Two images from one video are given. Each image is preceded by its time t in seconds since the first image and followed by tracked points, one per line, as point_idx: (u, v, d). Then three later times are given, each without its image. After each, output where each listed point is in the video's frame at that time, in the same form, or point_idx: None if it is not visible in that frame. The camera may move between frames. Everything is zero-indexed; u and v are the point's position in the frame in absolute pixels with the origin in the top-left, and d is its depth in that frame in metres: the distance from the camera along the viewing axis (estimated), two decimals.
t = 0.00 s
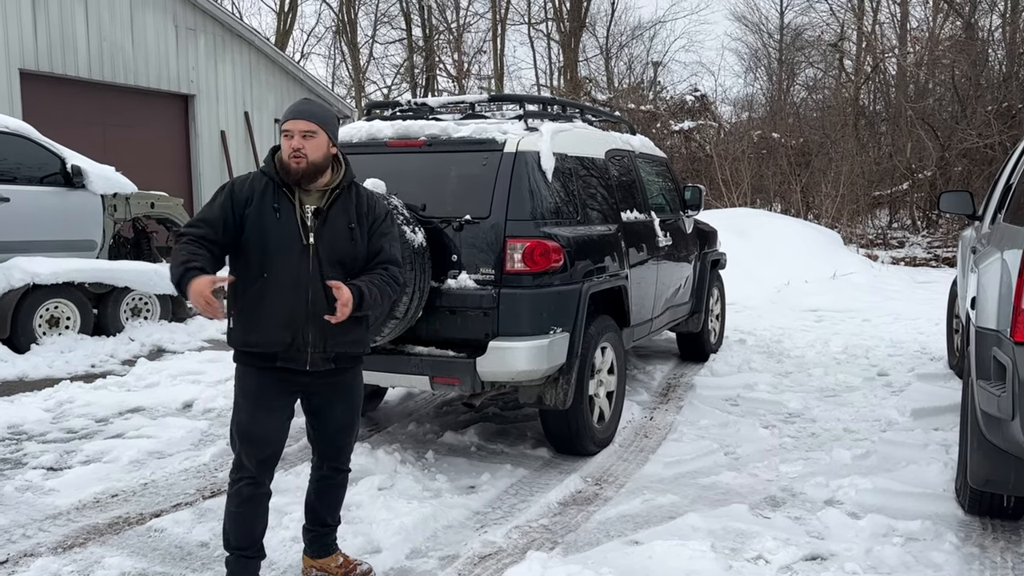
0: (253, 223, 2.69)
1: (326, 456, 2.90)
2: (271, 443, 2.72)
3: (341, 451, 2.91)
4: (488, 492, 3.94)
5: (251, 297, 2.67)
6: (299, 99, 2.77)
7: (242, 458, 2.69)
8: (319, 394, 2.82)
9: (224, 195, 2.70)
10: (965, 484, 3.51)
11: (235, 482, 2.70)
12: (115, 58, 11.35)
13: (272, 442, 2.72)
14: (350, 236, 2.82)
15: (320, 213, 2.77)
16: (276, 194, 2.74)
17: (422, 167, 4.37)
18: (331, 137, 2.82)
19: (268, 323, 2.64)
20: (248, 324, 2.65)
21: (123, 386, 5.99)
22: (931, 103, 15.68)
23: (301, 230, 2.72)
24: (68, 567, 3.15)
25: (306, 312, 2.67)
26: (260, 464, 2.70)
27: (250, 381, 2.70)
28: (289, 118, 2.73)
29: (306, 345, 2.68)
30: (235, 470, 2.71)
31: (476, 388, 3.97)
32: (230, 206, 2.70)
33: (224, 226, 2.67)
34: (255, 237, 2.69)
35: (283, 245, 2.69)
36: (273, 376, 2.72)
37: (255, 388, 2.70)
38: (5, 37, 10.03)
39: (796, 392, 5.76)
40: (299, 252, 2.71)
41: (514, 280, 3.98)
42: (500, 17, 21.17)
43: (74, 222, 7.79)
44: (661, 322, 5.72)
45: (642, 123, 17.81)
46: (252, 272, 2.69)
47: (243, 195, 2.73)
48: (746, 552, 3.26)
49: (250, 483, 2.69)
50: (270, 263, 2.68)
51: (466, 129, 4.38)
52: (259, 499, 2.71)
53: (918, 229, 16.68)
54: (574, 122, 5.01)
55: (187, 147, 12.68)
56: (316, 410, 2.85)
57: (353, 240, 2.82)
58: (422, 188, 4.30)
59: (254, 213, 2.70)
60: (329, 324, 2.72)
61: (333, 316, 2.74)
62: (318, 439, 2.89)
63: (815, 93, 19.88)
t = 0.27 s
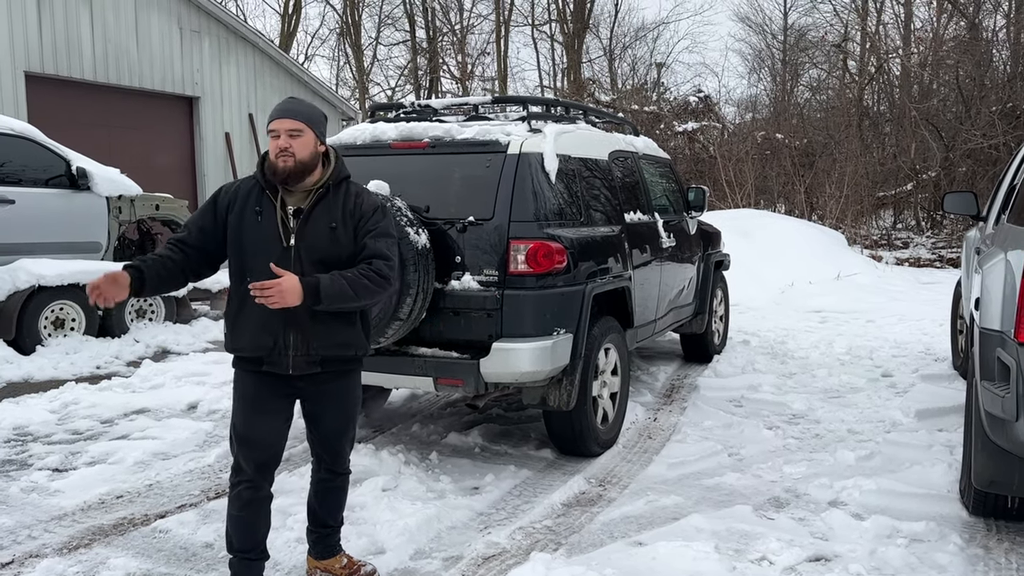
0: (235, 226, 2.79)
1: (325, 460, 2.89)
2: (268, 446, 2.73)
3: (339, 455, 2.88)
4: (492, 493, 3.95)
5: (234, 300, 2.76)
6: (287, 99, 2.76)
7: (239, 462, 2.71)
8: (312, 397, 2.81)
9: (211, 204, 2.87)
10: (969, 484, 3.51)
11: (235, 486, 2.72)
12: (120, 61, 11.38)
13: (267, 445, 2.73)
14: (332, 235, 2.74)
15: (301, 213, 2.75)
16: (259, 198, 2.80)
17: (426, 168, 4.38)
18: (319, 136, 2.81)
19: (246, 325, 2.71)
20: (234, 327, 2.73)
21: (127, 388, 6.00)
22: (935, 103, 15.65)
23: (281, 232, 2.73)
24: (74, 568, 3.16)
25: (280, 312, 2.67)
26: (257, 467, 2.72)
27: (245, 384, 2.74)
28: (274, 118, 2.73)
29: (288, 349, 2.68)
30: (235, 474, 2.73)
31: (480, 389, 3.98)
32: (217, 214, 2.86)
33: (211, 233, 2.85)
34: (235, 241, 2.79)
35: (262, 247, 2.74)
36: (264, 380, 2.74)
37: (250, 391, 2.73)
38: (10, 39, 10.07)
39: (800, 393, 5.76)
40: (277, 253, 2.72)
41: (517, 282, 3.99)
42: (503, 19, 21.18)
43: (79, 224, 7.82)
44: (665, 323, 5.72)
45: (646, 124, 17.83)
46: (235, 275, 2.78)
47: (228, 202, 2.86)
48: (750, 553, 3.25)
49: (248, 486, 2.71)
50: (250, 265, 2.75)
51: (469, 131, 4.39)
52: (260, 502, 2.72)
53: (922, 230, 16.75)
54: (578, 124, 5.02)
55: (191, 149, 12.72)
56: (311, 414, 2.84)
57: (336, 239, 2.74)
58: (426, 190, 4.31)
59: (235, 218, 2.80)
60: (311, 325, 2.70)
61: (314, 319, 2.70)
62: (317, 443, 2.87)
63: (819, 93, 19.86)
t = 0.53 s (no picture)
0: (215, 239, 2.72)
1: (322, 466, 2.88)
2: (263, 457, 2.72)
3: (337, 461, 2.88)
4: (497, 495, 3.95)
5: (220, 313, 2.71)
6: (264, 101, 2.70)
7: (235, 474, 2.71)
8: (304, 406, 2.80)
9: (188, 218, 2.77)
10: (975, 486, 3.50)
11: (232, 497, 2.72)
12: (125, 63, 11.43)
13: (264, 456, 2.72)
14: (317, 240, 2.71)
15: (284, 219, 2.70)
16: (236, 207, 2.73)
17: (431, 170, 4.39)
18: (296, 138, 2.76)
19: (235, 341, 2.68)
20: (222, 341, 2.71)
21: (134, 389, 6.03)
22: (941, 103, 15.59)
23: (263, 240, 2.68)
24: (81, 569, 3.18)
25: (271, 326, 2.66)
26: (253, 478, 2.71)
27: (237, 396, 2.73)
28: (250, 122, 2.67)
29: (277, 359, 2.67)
30: (231, 486, 2.73)
31: (485, 390, 3.98)
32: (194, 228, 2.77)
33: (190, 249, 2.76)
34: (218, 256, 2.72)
35: (246, 258, 2.68)
36: (256, 391, 2.73)
37: (243, 403, 2.72)
38: (16, 41, 10.12)
39: (805, 394, 5.76)
40: (261, 263, 2.68)
41: (523, 283, 3.99)
42: (508, 20, 21.21)
43: (85, 225, 7.84)
44: (670, 324, 5.72)
45: (650, 125, 17.84)
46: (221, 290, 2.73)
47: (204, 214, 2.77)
48: (756, 554, 3.25)
49: (246, 498, 2.70)
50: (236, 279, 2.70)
51: (474, 133, 4.40)
52: (258, 512, 2.72)
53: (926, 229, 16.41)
54: (582, 125, 5.02)
55: (197, 151, 12.75)
56: (305, 422, 2.83)
57: (322, 244, 2.71)
58: (431, 192, 4.32)
59: (214, 230, 2.72)
60: (302, 335, 2.69)
61: (303, 327, 2.70)
62: (313, 451, 2.86)
63: (825, 94, 19.82)
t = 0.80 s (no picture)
0: (194, 247, 2.63)
1: (321, 467, 2.89)
2: (259, 462, 2.72)
3: (335, 459, 2.89)
4: (502, 495, 3.96)
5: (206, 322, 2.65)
6: (233, 100, 2.68)
7: (233, 479, 2.70)
8: (298, 407, 2.81)
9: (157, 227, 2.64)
10: (981, 487, 3.49)
11: (231, 503, 2.71)
12: (131, 64, 11.48)
13: (260, 461, 2.72)
14: (300, 239, 2.73)
15: (263, 220, 2.69)
16: (210, 211, 2.66)
17: (435, 171, 4.40)
18: (266, 138, 2.75)
19: (226, 350, 2.64)
20: (209, 352, 2.65)
21: (140, 390, 6.05)
22: (947, 103, 15.53)
23: (246, 244, 2.65)
24: (87, 569, 3.19)
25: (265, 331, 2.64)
26: (252, 483, 2.71)
27: (228, 404, 2.70)
28: (222, 124, 2.65)
29: (271, 364, 2.67)
30: (228, 492, 2.72)
31: (489, 391, 3.99)
32: (164, 237, 2.64)
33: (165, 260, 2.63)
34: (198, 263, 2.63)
35: (230, 263, 2.63)
36: (249, 398, 2.71)
37: (236, 410, 2.70)
38: (23, 43, 10.17)
39: (811, 395, 5.75)
40: (247, 267, 2.65)
41: (526, 284, 3.99)
42: (513, 21, 21.21)
43: (91, 227, 7.88)
44: (674, 325, 5.71)
45: (655, 125, 17.83)
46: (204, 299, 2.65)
47: (174, 222, 2.65)
48: (761, 556, 3.25)
49: (245, 503, 2.70)
50: (221, 287, 2.64)
51: (479, 134, 4.41)
52: (257, 516, 2.72)
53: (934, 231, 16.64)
54: (587, 126, 5.02)
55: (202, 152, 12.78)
56: (299, 423, 2.84)
57: (304, 243, 2.73)
58: (436, 193, 4.33)
59: (190, 239, 2.63)
60: (294, 337, 2.70)
61: (295, 330, 2.70)
62: (309, 451, 2.87)
63: (830, 94, 19.78)
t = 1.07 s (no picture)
0: (192, 247, 2.59)
1: (329, 463, 2.85)
2: (262, 460, 2.71)
3: (343, 454, 2.86)
4: (506, 495, 3.96)
5: (207, 324, 2.63)
6: (223, 100, 2.67)
7: (235, 480, 2.67)
8: (300, 404, 2.83)
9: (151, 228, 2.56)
10: (986, 488, 3.48)
11: (232, 503, 2.69)
12: (136, 65, 11.52)
13: (264, 460, 2.71)
14: (296, 237, 2.78)
15: (259, 219, 2.71)
16: (205, 210, 2.63)
17: (440, 172, 4.41)
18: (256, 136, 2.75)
19: (231, 351, 2.63)
20: (213, 353, 2.63)
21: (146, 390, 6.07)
22: (953, 103, 15.46)
23: (246, 244, 2.67)
24: (94, 568, 3.21)
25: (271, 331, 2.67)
26: (255, 482, 2.69)
27: (227, 405, 2.68)
28: (211, 123, 2.63)
29: (277, 363, 2.69)
30: (230, 492, 2.69)
31: (494, 390, 4.00)
32: (156, 239, 2.56)
33: (160, 262, 2.54)
34: (198, 263, 2.60)
35: (232, 262, 2.63)
36: (250, 398, 2.70)
37: (236, 411, 2.68)
38: (30, 44, 10.22)
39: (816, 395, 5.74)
40: (249, 265, 2.66)
41: (531, 283, 4.01)
42: (517, 21, 21.21)
43: (97, 228, 7.91)
44: (679, 325, 5.71)
45: (660, 125, 17.81)
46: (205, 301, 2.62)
47: (167, 223, 2.58)
48: (765, 555, 3.25)
49: (247, 502, 2.69)
50: (223, 287, 2.62)
51: (483, 134, 4.42)
52: (260, 515, 2.71)
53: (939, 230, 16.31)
54: (591, 126, 5.02)
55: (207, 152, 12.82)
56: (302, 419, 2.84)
57: (301, 241, 2.79)
58: (440, 193, 4.34)
59: (187, 239, 2.59)
60: (299, 334, 2.74)
61: (299, 327, 2.75)
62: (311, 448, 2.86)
63: (835, 94, 19.72)
